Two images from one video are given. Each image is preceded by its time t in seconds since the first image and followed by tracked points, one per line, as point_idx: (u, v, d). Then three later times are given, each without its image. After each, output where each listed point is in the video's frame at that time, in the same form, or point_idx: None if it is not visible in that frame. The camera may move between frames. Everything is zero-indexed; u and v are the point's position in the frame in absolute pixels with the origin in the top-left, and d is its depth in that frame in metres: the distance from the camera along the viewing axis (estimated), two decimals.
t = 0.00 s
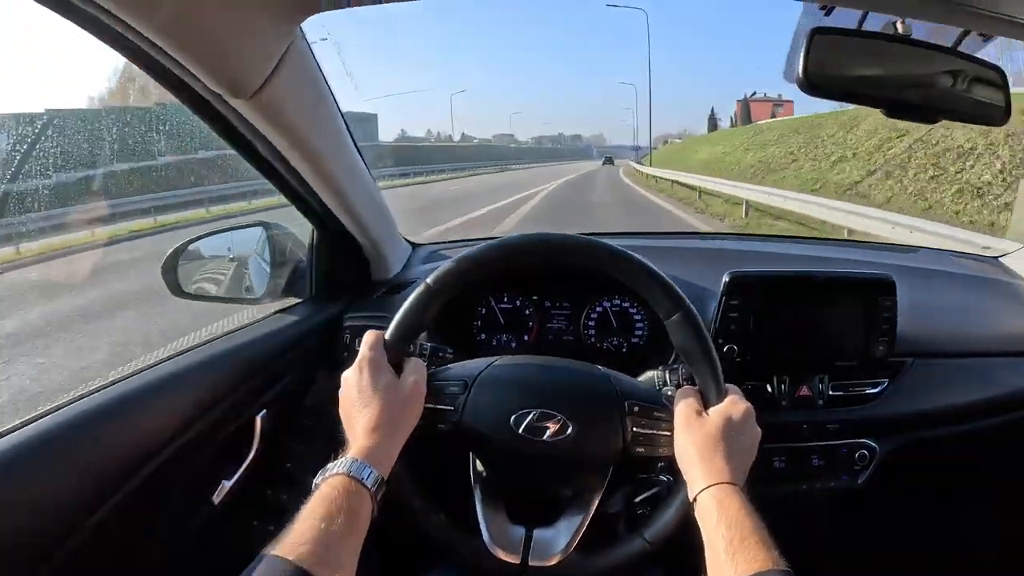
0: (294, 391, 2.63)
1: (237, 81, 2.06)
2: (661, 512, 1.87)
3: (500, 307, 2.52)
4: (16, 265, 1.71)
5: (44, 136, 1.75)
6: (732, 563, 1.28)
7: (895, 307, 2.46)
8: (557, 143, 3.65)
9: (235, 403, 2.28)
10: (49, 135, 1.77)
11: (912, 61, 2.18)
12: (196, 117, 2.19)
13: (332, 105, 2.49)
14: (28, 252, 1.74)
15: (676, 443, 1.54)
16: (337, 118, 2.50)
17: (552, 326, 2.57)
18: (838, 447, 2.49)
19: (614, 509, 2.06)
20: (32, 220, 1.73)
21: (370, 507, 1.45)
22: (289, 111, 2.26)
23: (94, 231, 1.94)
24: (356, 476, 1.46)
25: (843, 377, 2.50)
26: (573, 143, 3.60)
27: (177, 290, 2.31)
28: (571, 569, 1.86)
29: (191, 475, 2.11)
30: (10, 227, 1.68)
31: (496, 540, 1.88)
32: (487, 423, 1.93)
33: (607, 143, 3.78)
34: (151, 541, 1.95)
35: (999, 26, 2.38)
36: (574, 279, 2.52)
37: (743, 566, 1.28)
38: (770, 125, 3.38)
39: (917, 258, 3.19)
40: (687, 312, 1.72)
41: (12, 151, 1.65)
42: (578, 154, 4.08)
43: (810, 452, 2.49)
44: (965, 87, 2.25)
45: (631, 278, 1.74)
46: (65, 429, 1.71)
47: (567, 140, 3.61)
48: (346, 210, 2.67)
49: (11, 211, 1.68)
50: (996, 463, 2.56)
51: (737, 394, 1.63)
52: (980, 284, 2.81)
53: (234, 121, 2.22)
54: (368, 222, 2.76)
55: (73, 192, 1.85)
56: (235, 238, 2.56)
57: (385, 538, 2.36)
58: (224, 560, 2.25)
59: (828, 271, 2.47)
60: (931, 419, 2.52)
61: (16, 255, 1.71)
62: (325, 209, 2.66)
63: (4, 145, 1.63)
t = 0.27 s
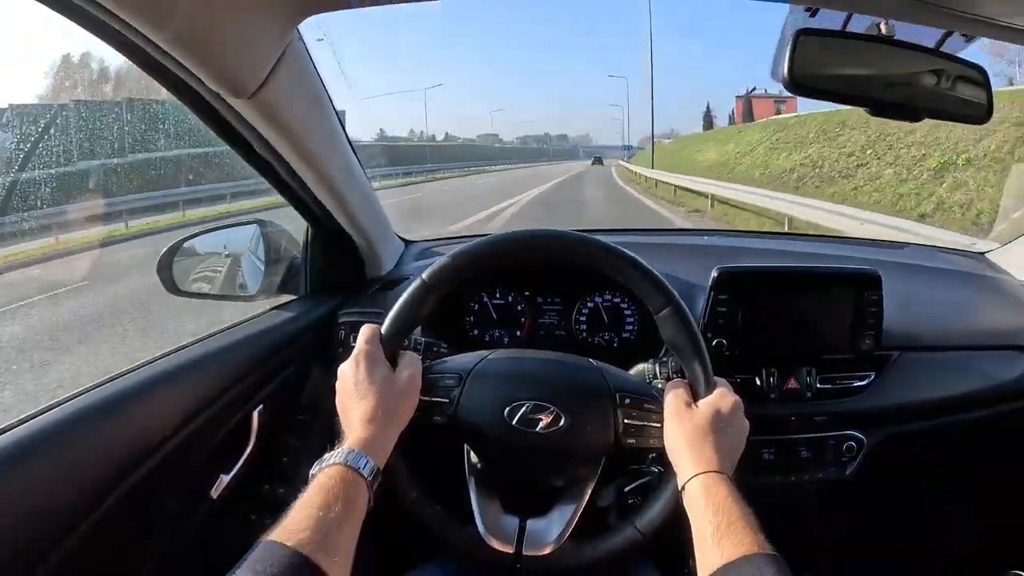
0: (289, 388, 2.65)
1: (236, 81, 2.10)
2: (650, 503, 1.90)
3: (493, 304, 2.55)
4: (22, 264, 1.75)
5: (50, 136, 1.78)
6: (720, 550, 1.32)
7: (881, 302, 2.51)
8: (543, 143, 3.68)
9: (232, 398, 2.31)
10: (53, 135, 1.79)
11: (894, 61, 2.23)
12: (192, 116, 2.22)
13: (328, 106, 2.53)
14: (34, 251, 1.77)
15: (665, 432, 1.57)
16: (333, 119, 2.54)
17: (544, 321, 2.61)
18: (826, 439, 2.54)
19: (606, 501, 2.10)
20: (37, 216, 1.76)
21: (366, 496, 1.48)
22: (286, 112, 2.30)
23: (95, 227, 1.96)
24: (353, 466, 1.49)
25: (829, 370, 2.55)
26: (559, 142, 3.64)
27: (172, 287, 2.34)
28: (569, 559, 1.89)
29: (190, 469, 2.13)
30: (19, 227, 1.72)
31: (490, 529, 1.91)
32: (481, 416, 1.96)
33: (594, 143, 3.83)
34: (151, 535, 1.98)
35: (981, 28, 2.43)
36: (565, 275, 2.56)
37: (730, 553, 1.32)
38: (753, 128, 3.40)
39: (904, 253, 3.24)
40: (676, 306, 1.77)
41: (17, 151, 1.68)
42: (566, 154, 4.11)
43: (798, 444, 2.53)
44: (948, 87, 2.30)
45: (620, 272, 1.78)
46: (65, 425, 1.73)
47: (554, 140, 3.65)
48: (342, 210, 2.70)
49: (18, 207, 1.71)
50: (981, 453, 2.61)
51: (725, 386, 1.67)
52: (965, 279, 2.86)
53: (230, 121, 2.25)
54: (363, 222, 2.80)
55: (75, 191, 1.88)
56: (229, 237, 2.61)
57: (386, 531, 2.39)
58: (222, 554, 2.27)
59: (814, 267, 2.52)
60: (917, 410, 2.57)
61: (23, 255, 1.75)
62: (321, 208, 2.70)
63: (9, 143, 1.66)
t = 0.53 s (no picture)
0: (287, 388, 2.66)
1: (240, 86, 2.12)
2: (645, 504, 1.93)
3: (491, 305, 2.57)
4: (23, 264, 1.77)
5: (52, 138, 1.81)
6: (714, 555, 1.34)
7: (874, 305, 2.53)
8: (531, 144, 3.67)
9: (231, 399, 2.32)
10: (52, 136, 1.80)
11: (890, 66, 2.26)
12: (192, 117, 2.23)
13: (331, 111, 2.56)
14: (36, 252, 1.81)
15: (660, 437, 1.59)
16: (336, 123, 2.57)
17: (541, 322, 2.63)
18: (819, 439, 2.56)
19: (602, 503, 2.11)
20: (40, 216, 1.80)
21: (368, 491, 1.49)
22: (290, 116, 2.32)
23: (96, 227, 1.99)
24: (354, 462, 1.50)
25: (823, 372, 2.58)
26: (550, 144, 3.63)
27: (172, 288, 2.36)
28: (567, 558, 1.91)
29: (189, 469, 2.15)
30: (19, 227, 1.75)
31: (485, 527, 1.93)
32: (480, 418, 1.98)
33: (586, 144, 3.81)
34: (152, 535, 1.99)
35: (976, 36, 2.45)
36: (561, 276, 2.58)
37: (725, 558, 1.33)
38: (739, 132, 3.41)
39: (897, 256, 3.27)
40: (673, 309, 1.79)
41: (21, 153, 1.72)
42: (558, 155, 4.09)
43: (792, 445, 2.55)
44: (943, 92, 2.32)
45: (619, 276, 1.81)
46: (66, 426, 1.75)
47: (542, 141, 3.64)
48: (342, 212, 2.72)
49: (21, 209, 1.75)
50: (973, 454, 2.64)
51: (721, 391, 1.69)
52: (958, 282, 2.89)
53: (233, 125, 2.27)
54: (362, 224, 2.82)
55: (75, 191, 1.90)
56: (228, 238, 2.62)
57: (384, 530, 2.40)
58: (221, 552, 2.29)
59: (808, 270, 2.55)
60: (910, 412, 2.60)
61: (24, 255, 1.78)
62: (321, 211, 2.72)
63: (13, 147, 1.70)
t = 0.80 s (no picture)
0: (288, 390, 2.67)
1: (242, 90, 2.12)
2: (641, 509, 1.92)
3: (491, 308, 2.57)
4: (23, 267, 1.78)
5: (54, 141, 1.83)
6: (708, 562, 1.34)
7: (874, 310, 2.54)
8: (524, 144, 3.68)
9: (232, 401, 2.33)
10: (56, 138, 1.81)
11: (890, 73, 2.27)
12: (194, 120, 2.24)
13: (332, 115, 2.57)
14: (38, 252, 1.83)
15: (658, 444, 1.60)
16: (336, 127, 2.58)
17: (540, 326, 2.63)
18: (818, 445, 2.57)
19: (596, 503, 2.14)
20: (41, 217, 1.81)
21: (366, 490, 1.50)
22: (291, 120, 2.33)
23: (98, 229, 2.00)
24: (353, 461, 1.51)
25: (822, 377, 2.58)
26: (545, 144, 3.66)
27: (173, 290, 2.37)
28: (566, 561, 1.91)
29: (190, 471, 2.15)
30: (23, 227, 1.76)
31: (481, 530, 1.95)
32: (479, 422, 1.99)
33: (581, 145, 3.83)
34: (152, 537, 2.00)
35: (978, 43, 2.45)
36: (560, 279, 2.58)
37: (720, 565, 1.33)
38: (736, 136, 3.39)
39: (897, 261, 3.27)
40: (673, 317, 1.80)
41: (23, 156, 1.74)
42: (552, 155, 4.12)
43: (791, 450, 2.56)
44: (943, 98, 2.34)
45: (618, 280, 1.82)
46: (67, 428, 1.75)
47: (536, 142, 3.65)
48: (343, 216, 2.73)
49: (23, 210, 1.76)
50: (973, 459, 2.64)
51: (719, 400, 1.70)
52: (958, 288, 2.89)
53: (236, 129, 2.28)
54: (363, 227, 2.83)
55: (75, 193, 1.91)
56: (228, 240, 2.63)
57: (384, 533, 2.41)
58: (221, 554, 2.29)
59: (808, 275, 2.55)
60: (910, 417, 2.60)
61: (26, 255, 1.79)
62: (322, 214, 2.72)
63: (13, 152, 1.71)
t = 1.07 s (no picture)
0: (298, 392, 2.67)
1: (256, 90, 2.13)
2: (654, 511, 1.90)
3: (502, 310, 2.57)
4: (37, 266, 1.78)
5: (66, 142, 1.82)
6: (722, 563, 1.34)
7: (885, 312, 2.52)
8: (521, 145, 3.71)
9: (243, 403, 2.32)
10: (65, 141, 1.81)
11: (903, 74, 2.26)
12: (205, 121, 2.24)
13: (345, 117, 2.57)
14: (50, 251, 1.82)
15: (672, 445, 1.60)
16: (349, 129, 2.58)
17: (551, 328, 2.62)
18: (828, 447, 2.56)
19: (608, 506, 2.12)
20: (53, 217, 1.81)
21: (380, 493, 1.50)
22: (304, 121, 2.33)
23: (109, 230, 2.00)
24: (366, 464, 1.50)
25: (834, 379, 2.57)
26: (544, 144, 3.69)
27: (182, 292, 2.37)
28: (578, 565, 1.90)
29: (200, 473, 2.15)
30: (34, 227, 1.76)
31: (493, 531, 1.93)
32: (491, 425, 1.99)
33: (578, 144, 3.87)
34: (162, 539, 2.00)
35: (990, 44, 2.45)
36: (571, 281, 2.58)
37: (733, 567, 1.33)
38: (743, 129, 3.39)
39: (906, 262, 3.26)
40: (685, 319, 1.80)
41: (34, 158, 1.73)
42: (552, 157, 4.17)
43: (802, 453, 2.55)
44: (954, 99, 2.34)
45: (630, 281, 1.82)
46: (79, 429, 1.75)
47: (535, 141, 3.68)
48: (355, 218, 2.73)
49: (35, 210, 1.75)
50: (984, 462, 2.64)
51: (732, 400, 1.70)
52: (968, 289, 2.88)
53: (249, 129, 2.28)
54: (374, 229, 2.82)
55: (86, 194, 1.90)
56: (237, 242, 2.62)
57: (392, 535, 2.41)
58: (231, 556, 2.29)
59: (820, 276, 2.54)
60: (921, 419, 2.59)
61: (38, 257, 1.78)
62: (332, 215, 2.72)
63: (26, 154, 1.71)
